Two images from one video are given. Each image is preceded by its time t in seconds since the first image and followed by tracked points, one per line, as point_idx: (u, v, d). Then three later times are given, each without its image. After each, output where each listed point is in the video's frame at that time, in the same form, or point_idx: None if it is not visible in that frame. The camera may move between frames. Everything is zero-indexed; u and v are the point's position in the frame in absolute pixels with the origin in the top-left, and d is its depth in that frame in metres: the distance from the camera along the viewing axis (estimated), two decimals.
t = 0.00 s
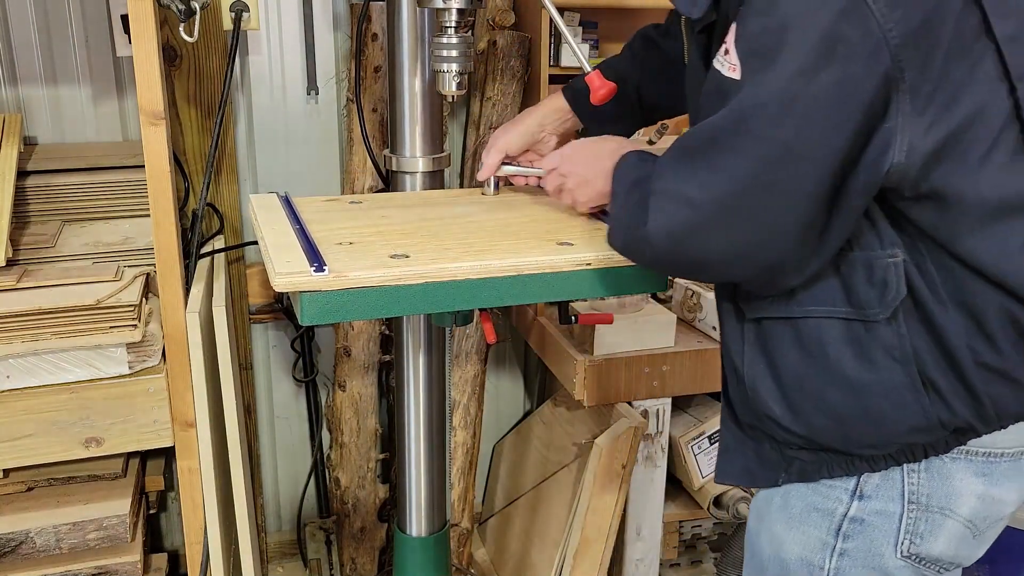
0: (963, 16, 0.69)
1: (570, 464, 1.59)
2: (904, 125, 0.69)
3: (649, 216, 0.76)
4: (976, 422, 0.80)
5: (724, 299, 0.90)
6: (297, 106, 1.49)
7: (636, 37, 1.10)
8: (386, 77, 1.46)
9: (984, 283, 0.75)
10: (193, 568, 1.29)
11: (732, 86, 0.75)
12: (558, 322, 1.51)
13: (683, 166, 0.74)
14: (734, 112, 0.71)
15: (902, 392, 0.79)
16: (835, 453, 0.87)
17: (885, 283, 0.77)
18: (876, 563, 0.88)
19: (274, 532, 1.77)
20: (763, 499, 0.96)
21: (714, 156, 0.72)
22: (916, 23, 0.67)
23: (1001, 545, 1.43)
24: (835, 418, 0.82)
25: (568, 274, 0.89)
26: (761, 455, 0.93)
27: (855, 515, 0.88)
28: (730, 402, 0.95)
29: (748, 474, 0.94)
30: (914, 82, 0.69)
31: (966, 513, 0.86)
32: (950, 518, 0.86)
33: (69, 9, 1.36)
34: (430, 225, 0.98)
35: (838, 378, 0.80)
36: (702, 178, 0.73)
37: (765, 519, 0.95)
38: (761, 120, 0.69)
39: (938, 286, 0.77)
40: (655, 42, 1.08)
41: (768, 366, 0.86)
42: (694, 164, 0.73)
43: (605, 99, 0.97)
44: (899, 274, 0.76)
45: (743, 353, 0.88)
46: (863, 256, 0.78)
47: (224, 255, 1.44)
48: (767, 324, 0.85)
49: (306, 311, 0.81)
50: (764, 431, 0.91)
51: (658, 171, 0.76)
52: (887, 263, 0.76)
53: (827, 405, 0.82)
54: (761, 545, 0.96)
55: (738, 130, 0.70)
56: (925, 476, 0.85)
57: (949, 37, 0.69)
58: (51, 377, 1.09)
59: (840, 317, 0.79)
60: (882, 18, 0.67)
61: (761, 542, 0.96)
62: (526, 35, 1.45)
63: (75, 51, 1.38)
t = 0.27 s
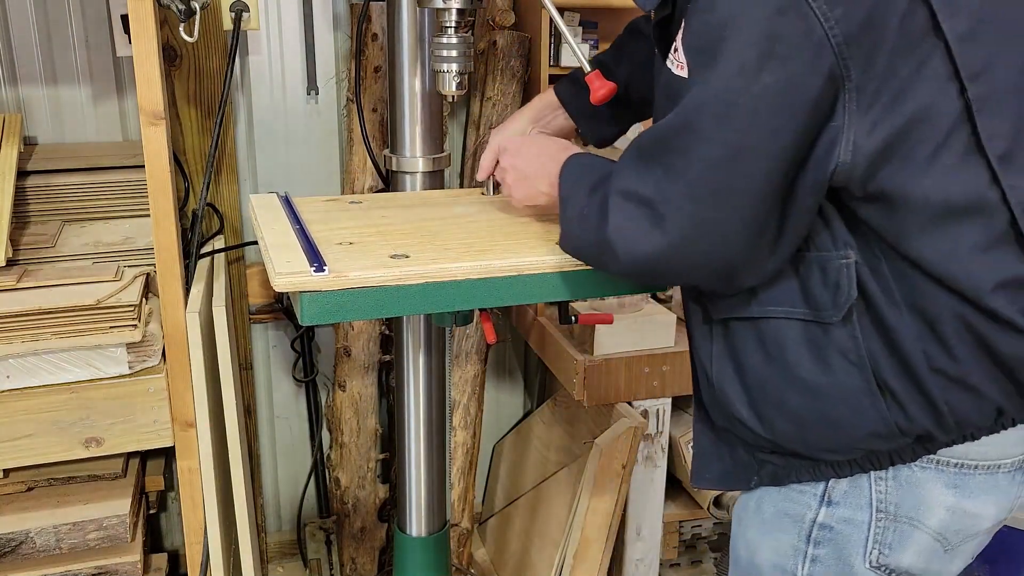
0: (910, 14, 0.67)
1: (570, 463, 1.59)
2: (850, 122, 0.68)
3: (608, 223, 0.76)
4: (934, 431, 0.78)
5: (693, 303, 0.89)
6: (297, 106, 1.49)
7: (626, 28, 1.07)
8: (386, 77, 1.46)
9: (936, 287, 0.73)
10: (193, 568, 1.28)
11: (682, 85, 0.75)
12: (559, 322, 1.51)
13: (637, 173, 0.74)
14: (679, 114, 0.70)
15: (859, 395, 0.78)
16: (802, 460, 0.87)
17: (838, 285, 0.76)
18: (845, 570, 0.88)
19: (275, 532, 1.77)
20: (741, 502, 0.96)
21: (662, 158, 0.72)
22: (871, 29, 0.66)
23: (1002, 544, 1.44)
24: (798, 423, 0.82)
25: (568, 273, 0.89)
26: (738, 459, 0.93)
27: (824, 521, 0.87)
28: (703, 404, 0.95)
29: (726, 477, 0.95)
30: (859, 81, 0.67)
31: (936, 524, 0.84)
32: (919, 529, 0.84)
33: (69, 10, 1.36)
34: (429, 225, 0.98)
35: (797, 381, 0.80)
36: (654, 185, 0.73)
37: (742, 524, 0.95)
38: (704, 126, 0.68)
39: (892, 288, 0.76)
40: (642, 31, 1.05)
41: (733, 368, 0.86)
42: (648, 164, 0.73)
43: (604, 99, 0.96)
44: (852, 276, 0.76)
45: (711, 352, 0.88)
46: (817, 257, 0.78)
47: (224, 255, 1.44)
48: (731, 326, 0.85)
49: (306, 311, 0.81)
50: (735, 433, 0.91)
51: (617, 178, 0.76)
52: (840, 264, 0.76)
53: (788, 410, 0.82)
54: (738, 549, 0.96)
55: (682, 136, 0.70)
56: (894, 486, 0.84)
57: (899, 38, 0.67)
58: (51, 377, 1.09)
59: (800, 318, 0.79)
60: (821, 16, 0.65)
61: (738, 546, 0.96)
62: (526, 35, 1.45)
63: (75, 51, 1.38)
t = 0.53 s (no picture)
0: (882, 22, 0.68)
1: (570, 463, 1.59)
2: (801, 122, 0.71)
3: (558, 151, 0.82)
4: (918, 402, 0.79)
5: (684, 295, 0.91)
6: (297, 106, 1.49)
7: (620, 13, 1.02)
8: (386, 77, 1.47)
9: (906, 266, 0.76)
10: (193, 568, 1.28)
11: (647, 69, 0.78)
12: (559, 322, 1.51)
13: (596, 113, 0.79)
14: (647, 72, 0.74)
15: (844, 370, 0.80)
16: (796, 441, 0.88)
17: (809, 263, 0.78)
18: (846, 565, 0.88)
19: (275, 532, 1.77)
20: (745, 499, 0.97)
21: (628, 110, 0.77)
22: (841, 35, 0.68)
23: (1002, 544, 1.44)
24: (788, 400, 0.83)
25: (569, 274, 0.89)
26: (732, 447, 0.97)
27: (824, 517, 0.88)
28: (697, 393, 0.97)
29: (721, 468, 0.98)
30: (811, 88, 0.70)
31: (937, 521, 0.84)
32: (920, 524, 0.84)
33: (69, 10, 1.36)
34: (429, 225, 0.98)
35: (785, 360, 0.82)
36: (605, 124, 0.78)
37: (744, 523, 0.97)
38: (657, 81, 0.73)
39: (864, 267, 0.78)
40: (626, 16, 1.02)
41: (725, 354, 0.88)
42: (611, 117, 0.78)
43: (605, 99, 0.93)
44: (822, 255, 0.78)
45: (702, 339, 0.90)
46: (790, 237, 0.79)
47: (224, 255, 1.44)
48: (719, 312, 0.87)
49: (306, 311, 0.81)
50: (730, 418, 0.94)
51: (578, 118, 0.82)
52: (811, 243, 0.78)
53: (777, 387, 0.84)
54: (740, 548, 0.98)
55: (639, 89, 0.75)
56: (893, 479, 0.84)
57: (857, 52, 0.69)
58: (51, 377, 1.09)
59: (779, 296, 0.81)
60: (775, 29, 0.67)
61: (740, 544, 0.97)
62: (526, 35, 1.45)
63: (75, 51, 1.38)
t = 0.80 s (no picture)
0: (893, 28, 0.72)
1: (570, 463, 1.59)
2: (826, 123, 0.74)
3: (576, 153, 0.82)
4: (931, 376, 0.84)
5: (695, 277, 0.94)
6: (297, 106, 1.49)
7: (612, 5, 1.08)
8: (386, 77, 1.47)
9: (924, 253, 0.80)
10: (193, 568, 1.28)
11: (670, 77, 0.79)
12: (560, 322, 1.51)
13: (614, 117, 0.79)
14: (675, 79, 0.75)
15: (859, 347, 0.83)
16: (811, 414, 0.90)
17: (831, 253, 0.81)
18: (853, 525, 0.91)
19: (275, 532, 1.77)
20: (751, 467, 0.99)
21: (652, 114, 0.77)
22: (868, 42, 0.71)
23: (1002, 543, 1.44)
24: (805, 378, 0.86)
25: (569, 273, 0.89)
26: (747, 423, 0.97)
27: (835, 480, 0.90)
28: (711, 374, 0.98)
29: (739, 442, 0.98)
30: (836, 91, 0.73)
31: (938, 478, 0.90)
32: (924, 482, 0.89)
33: (69, 10, 1.36)
34: (429, 225, 0.98)
35: (801, 338, 0.85)
36: (629, 131, 0.78)
37: (753, 487, 0.98)
38: (686, 88, 0.74)
39: (881, 253, 0.81)
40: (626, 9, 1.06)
41: (739, 337, 0.90)
42: (631, 120, 0.78)
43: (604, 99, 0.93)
44: (843, 246, 0.81)
45: (716, 325, 0.92)
46: (811, 230, 0.82)
47: (224, 255, 1.44)
48: (734, 299, 0.89)
49: (306, 311, 0.81)
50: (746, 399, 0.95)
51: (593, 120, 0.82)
52: (831, 235, 0.81)
53: (794, 367, 0.86)
54: (746, 514, 1.00)
55: (666, 96, 0.76)
56: (901, 442, 0.88)
57: (881, 56, 0.73)
58: (51, 377, 1.09)
59: (799, 285, 0.84)
60: (809, 38, 0.70)
61: (747, 511, 0.99)
62: (527, 35, 1.45)
63: (75, 51, 1.38)
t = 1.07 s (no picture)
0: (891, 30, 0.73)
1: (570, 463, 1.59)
2: (828, 122, 0.75)
3: (578, 153, 0.82)
4: (940, 367, 0.84)
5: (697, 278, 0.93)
6: (297, 106, 1.49)
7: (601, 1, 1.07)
8: (386, 77, 1.47)
9: (927, 246, 0.80)
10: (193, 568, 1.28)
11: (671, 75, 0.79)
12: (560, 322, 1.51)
13: (614, 114, 0.79)
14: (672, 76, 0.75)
15: (869, 342, 0.83)
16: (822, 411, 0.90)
17: (837, 251, 0.81)
18: (870, 521, 0.91)
19: (275, 532, 1.76)
20: (763, 468, 0.99)
21: (652, 112, 0.77)
22: (870, 40, 0.72)
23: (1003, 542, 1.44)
24: (817, 374, 0.86)
25: (570, 273, 0.89)
26: (755, 420, 0.96)
27: (851, 477, 0.90)
28: (716, 374, 0.97)
29: (747, 442, 0.97)
30: (838, 90, 0.73)
31: (951, 469, 0.90)
32: (937, 474, 0.90)
33: (69, 10, 1.36)
34: (429, 225, 0.98)
35: (814, 336, 0.85)
36: (628, 127, 0.78)
37: (767, 486, 0.98)
38: (686, 83, 0.74)
39: (887, 249, 0.81)
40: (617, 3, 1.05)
41: (748, 335, 0.90)
42: (632, 119, 0.78)
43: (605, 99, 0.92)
44: (850, 242, 0.80)
45: (721, 326, 0.92)
46: (815, 228, 0.82)
47: (224, 255, 1.44)
48: (739, 298, 0.89)
49: (306, 312, 0.81)
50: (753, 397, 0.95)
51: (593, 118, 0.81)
52: (837, 233, 0.80)
53: (804, 363, 0.86)
54: (761, 514, 0.99)
55: (665, 92, 0.76)
56: (912, 435, 0.89)
57: (881, 54, 0.73)
58: (51, 377, 1.09)
59: (805, 283, 0.84)
60: (811, 37, 0.70)
61: (762, 511, 0.99)
62: (527, 35, 1.45)
63: (75, 51, 1.38)
